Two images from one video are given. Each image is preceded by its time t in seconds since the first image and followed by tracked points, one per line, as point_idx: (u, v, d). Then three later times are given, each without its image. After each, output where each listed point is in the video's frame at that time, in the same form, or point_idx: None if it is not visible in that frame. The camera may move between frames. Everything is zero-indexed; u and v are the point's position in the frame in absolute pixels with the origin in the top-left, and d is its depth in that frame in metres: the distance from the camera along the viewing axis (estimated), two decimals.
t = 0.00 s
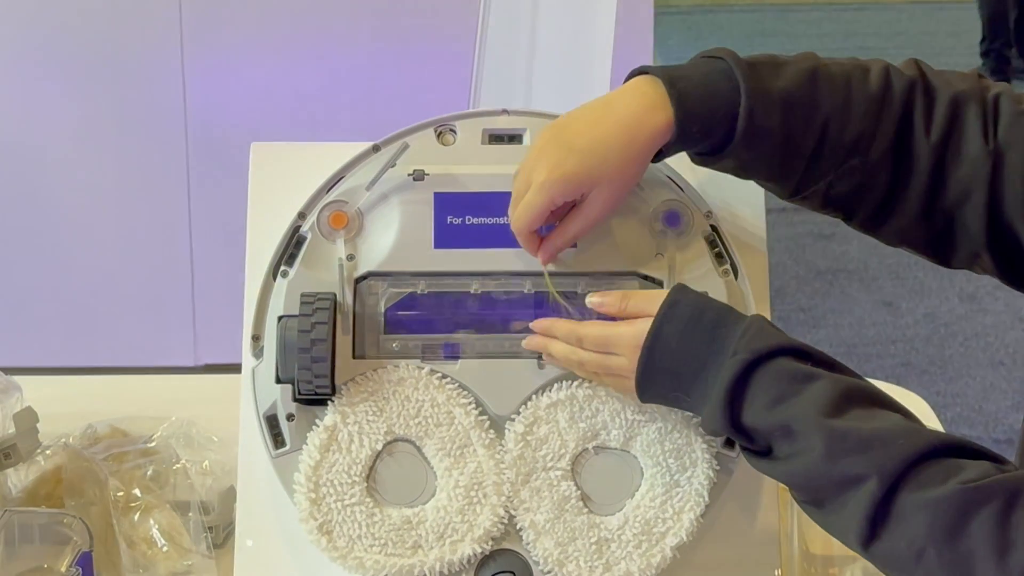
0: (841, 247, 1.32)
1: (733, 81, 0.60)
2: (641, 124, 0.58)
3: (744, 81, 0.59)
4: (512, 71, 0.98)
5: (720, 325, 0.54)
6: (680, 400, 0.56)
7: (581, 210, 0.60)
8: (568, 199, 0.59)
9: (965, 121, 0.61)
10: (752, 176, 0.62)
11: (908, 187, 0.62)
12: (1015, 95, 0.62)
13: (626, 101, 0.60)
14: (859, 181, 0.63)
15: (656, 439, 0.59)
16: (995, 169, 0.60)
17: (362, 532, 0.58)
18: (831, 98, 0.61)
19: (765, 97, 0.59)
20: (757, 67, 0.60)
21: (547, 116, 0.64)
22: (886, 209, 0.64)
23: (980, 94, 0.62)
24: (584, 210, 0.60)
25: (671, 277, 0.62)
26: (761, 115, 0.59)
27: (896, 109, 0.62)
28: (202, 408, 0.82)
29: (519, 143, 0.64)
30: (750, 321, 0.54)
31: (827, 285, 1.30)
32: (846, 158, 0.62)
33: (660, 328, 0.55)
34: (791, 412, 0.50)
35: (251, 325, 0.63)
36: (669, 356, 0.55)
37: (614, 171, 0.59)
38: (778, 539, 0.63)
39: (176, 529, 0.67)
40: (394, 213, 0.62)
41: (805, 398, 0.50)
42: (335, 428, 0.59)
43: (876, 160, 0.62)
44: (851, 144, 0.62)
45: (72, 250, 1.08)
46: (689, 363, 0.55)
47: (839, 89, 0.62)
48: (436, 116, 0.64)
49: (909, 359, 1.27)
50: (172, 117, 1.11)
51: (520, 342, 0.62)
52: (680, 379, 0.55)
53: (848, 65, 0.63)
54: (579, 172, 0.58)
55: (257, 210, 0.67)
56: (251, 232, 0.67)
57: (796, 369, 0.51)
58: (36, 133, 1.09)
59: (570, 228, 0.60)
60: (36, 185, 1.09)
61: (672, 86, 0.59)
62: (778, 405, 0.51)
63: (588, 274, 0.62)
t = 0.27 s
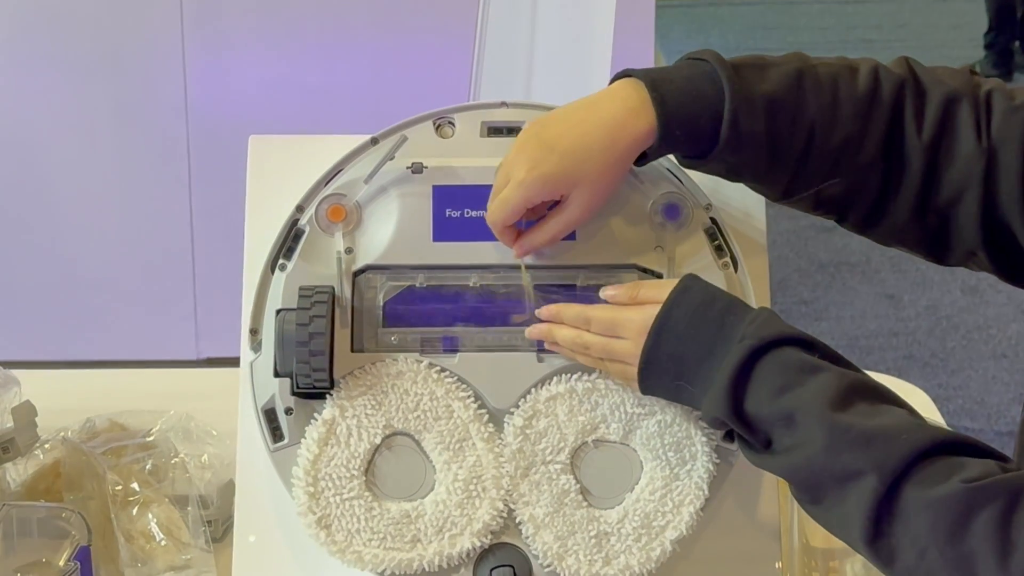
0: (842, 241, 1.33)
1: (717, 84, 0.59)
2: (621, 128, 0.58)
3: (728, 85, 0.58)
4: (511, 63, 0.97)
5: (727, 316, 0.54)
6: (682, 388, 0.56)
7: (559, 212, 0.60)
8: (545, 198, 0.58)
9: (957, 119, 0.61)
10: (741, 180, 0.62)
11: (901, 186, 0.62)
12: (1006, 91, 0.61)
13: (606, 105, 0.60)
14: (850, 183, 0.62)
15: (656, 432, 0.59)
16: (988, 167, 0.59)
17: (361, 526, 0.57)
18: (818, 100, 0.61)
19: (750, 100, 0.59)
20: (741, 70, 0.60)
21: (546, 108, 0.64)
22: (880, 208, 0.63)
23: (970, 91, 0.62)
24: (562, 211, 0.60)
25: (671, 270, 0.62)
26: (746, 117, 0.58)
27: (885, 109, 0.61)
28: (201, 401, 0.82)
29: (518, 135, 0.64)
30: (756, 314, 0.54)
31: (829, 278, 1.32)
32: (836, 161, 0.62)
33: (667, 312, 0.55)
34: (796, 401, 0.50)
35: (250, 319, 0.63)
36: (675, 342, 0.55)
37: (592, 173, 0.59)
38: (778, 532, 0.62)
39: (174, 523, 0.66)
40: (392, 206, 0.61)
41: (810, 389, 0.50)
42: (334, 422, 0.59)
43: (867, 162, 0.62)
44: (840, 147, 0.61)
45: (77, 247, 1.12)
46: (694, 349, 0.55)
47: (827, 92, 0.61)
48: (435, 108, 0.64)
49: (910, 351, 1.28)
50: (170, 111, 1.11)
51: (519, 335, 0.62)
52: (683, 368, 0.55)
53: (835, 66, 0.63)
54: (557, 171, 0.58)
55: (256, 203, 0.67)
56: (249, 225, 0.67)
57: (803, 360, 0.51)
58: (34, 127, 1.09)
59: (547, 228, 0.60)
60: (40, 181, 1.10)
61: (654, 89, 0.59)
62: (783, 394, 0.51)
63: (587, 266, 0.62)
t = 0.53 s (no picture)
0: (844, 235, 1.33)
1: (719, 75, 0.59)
2: (621, 118, 0.58)
3: (729, 76, 0.58)
4: (512, 58, 0.97)
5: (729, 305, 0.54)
6: (682, 377, 0.56)
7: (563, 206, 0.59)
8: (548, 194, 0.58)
9: (956, 113, 0.60)
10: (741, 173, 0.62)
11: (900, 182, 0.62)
12: (1007, 85, 0.61)
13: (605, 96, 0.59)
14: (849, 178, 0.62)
15: (657, 428, 0.59)
16: (988, 162, 0.59)
17: (362, 523, 0.57)
18: (818, 93, 0.60)
19: (750, 91, 0.58)
20: (742, 62, 0.60)
21: (546, 103, 0.63)
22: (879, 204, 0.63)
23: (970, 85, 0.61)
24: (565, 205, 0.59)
25: (672, 266, 0.61)
26: (747, 109, 0.58)
27: (885, 103, 0.61)
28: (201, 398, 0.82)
29: (519, 130, 0.63)
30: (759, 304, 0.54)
31: (831, 273, 1.31)
32: (835, 154, 0.61)
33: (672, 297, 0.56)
34: (797, 390, 0.50)
35: (250, 315, 0.62)
36: (677, 330, 0.55)
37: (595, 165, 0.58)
38: (779, 528, 0.62)
39: (174, 520, 0.66)
40: (392, 202, 0.61)
41: (812, 378, 0.50)
42: (334, 418, 0.58)
43: (866, 157, 0.61)
44: (840, 141, 0.61)
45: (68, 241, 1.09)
46: (696, 337, 0.55)
47: (827, 85, 0.61)
48: (435, 104, 0.63)
49: (913, 346, 1.27)
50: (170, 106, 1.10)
51: (520, 332, 0.61)
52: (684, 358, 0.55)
53: (836, 58, 0.62)
54: (559, 166, 0.57)
55: (256, 199, 0.67)
56: (248, 221, 0.66)
57: (804, 351, 0.51)
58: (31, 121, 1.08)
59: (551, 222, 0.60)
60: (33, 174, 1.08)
61: (656, 79, 0.58)
62: (785, 382, 0.50)
63: (588, 262, 0.61)
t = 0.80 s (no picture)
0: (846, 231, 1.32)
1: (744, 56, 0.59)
2: (657, 95, 0.58)
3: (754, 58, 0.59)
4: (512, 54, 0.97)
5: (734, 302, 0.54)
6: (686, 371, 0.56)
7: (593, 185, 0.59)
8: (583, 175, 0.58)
9: (961, 103, 0.61)
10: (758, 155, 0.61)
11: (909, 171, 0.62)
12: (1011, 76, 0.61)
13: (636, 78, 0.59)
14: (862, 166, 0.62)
15: (659, 425, 0.58)
16: (992, 152, 0.59)
17: (364, 520, 0.57)
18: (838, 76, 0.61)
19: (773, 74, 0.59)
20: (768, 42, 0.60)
21: (548, 99, 0.63)
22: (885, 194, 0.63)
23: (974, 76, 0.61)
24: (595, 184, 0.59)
25: (673, 262, 0.61)
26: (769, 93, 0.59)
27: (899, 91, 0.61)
28: (201, 396, 0.81)
29: (520, 127, 0.63)
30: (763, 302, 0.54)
31: (832, 270, 1.31)
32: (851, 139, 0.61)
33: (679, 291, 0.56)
34: (802, 386, 0.49)
35: (251, 312, 0.62)
36: (680, 325, 0.55)
37: (629, 145, 0.58)
38: (783, 524, 0.62)
39: (176, 517, 0.66)
40: (394, 198, 0.61)
41: (817, 375, 0.50)
42: (336, 415, 0.58)
43: (878, 144, 0.61)
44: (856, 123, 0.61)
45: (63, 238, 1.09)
46: (699, 333, 0.55)
47: (845, 68, 0.61)
48: (437, 100, 0.63)
49: (914, 342, 1.27)
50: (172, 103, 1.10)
51: (522, 328, 0.61)
52: (688, 355, 0.55)
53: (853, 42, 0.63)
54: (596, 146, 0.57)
55: (257, 196, 0.67)
56: (249, 218, 0.66)
57: (809, 347, 0.51)
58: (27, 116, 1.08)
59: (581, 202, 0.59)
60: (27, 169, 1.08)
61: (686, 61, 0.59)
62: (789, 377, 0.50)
63: (590, 259, 0.61)
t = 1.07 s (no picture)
0: (847, 229, 1.32)
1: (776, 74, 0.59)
2: (703, 118, 0.57)
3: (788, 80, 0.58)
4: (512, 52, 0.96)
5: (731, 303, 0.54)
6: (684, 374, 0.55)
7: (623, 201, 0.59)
8: (618, 191, 0.57)
9: (964, 97, 0.61)
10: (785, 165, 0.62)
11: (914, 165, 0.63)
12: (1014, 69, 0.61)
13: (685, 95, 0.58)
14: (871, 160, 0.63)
15: (659, 424, 0.58)
16: (993, 146, 0.60)
17: (364, 519, 0.57)
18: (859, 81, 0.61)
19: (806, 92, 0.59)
20: (795, 58, 0.60)
21: (548, 98, 0.63)
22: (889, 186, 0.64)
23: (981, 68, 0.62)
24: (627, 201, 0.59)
25: (672, 262, 0.61)
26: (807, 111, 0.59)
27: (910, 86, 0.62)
28: (201, 394, 0.81)
29: (519, 125, 0.63)
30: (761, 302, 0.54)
31: (833, 268, 1.31)
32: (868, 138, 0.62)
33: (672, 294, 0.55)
34: (801, 386, 0.49)
35: (251, 311, 0.62)
36: (676, 327, 0.54)
37: (668, 166, 0.58)
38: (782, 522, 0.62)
39: (176, 516, 0.66)
40: (393, 197, 0.61)
41: (817, 374, 0.50)
42: (336, 414, 0.58)
43: (887, 140, 0.62)
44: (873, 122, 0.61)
45: (51, 234, 1.05)
46: (696, 334, 0.54)
47: (864, 72, 0.61)
48: (436, 99, 0.63)
49: (915, 340, 1.27)
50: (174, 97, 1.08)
51: (521, 327, 0.61)
52: (685, 356, 0.54)
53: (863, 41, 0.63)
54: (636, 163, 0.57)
55: (256, 194, 0.67)
56: (249, 217, 0.66)
57: (806, 347, 0.51)
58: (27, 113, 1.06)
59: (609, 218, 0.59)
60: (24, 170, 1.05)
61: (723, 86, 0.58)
62: (789, 378, 0.50)
63: (589, 258, 0.61)
